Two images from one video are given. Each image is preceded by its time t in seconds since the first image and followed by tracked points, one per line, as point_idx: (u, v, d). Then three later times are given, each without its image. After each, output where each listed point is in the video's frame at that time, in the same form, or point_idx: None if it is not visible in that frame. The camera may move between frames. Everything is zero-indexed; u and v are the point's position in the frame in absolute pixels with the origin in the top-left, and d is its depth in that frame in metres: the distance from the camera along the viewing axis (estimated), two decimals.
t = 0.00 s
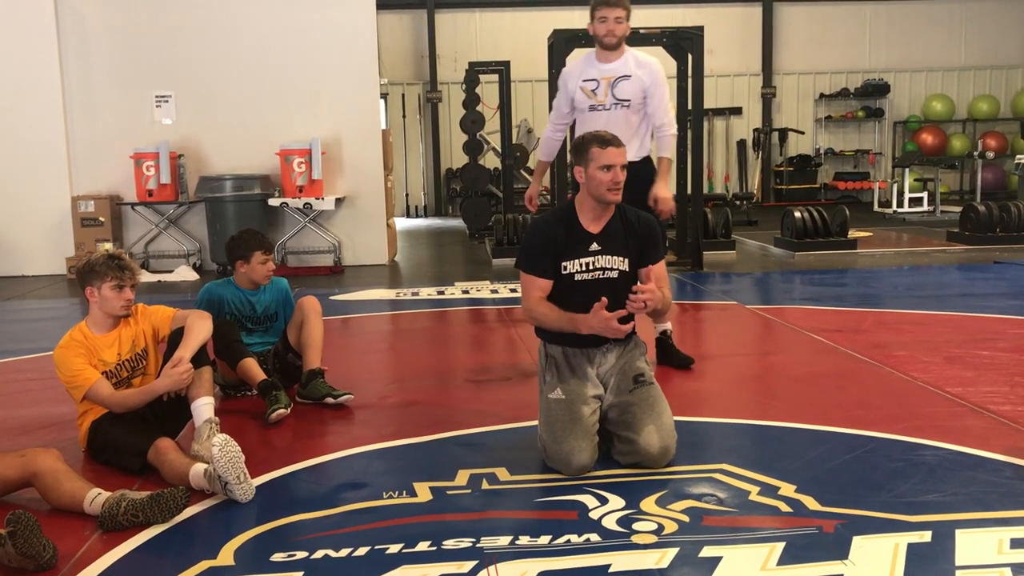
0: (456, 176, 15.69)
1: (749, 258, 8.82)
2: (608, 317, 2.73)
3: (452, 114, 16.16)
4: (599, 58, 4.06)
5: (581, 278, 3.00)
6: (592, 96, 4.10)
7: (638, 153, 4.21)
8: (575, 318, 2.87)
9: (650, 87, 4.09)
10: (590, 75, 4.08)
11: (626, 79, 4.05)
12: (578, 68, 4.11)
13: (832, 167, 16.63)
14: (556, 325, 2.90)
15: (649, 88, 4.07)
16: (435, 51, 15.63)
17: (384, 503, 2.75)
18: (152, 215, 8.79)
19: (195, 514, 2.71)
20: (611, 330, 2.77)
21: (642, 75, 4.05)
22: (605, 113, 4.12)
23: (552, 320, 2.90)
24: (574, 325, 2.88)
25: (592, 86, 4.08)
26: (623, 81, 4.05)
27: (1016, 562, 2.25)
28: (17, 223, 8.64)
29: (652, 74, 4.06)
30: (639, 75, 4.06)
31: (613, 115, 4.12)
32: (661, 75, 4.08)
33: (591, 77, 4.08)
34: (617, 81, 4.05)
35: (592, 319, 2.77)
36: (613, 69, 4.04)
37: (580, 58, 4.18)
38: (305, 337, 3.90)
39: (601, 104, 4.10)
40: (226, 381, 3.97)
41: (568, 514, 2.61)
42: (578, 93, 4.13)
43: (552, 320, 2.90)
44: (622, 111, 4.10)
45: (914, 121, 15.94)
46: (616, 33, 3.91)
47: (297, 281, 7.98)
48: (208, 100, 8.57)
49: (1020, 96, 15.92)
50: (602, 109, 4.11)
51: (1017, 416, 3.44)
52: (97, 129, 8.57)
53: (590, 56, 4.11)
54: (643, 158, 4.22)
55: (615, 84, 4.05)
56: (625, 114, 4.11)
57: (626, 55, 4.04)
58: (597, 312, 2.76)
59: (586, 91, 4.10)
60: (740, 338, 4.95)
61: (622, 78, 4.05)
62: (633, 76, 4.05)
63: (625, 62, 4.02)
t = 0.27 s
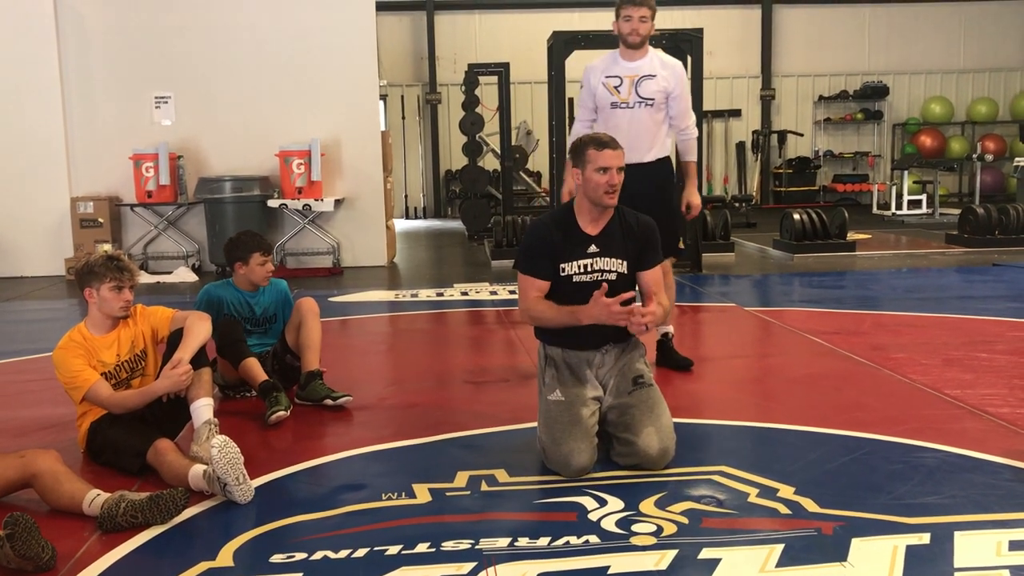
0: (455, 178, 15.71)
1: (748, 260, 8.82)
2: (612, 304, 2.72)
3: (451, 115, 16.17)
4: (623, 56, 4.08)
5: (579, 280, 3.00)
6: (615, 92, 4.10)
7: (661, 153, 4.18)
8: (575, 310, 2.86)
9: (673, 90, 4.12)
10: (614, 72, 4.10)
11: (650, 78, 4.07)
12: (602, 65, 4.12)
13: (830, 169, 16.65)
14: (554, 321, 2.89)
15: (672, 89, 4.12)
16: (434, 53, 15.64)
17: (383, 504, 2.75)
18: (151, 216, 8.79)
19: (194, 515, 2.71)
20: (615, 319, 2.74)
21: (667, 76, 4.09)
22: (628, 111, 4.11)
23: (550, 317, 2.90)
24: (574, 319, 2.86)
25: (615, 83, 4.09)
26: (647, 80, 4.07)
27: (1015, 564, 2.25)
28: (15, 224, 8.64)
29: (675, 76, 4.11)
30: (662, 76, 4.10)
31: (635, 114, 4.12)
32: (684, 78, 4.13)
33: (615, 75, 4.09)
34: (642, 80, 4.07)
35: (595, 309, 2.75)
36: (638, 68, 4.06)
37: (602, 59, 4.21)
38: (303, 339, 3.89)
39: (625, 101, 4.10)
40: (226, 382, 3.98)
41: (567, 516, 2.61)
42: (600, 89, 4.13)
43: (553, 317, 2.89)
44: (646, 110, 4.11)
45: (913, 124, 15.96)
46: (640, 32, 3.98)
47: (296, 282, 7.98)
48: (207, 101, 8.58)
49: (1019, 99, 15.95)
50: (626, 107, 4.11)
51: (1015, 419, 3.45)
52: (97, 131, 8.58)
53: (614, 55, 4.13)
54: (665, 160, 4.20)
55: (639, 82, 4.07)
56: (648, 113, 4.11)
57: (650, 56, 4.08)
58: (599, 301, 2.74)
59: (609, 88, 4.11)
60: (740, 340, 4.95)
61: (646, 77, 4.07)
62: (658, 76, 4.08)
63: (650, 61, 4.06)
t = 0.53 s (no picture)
0: (453, 181, 15.72)
1: (745, 264, 8.83)
2: (610, 320, 2.79)
3: (449, 119, 16.18)
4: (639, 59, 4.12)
5: (578, 284, 3.00)
6: (631, 95, 4.13)
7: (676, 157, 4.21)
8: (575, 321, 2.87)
9: (688, 96, 4.18)
10: (629, 75, 4.12)
11: (666, 82, 4.11)
12: (618, 68, 4.14)
13: (828, 173, 16.67)
14: (555, 326, 2.89)
15: (687, 94, 4.18)
16: (432, 56, 15.66)
17: (381, 507, 2.75)
18: (149, 219, 8.79)
19: (192, 518, 2.71)
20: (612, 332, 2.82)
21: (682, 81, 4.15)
22: (645, 114, 4.14)
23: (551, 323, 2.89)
24: (574, 329, 2.88)
25: (631, 85, 4.12)
26: (664, 83, 4.11)
27: (1012, 567, 2.25)
28: (13, 226, 8.64)
29: (690, 82, 4.18)
30: (678, 81, 4.15)
31: (651, 117, 4.14)
32: (698, 84, 4.20)
33: (631, 77, 4.12)
34: (658, 83, 4.11)
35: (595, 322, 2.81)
36: (654, 71, 4.10)
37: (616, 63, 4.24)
38: (300, 342, 3.90)
39: (642, 104, 4.12)
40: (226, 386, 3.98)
41: (565, 519, 2.61)
42: (616, 91, 4.15)
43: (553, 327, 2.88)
44: (662, 113, 4.14)
45: (911, 128, 15.99)
46: (653, 36, 4.02)
47: (293, 285, 7.99)
48: (205, 105, 8.58)
49: (1016, 104, 15.98)
50: (643, 109, 4.13)
51: (1012, 422, 3.46)
52: (95, 134, 8.58)
53: (628, 58, 4.17)
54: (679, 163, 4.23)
55: (655, 85, 4.11)
56: (665, 117, 4.15)
57: (665, 61, 4.12)
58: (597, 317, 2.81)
59: (625, 91, 4.13)
60: (737, 344, 4.96)
61: (663, 80, 4.11)
62: (674, 81, 4.13)
63: (666, 65, 4.11)
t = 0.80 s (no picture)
0: (450, 186, 15.75)
1: (741, 268, 8.85)
2: (603, 363, 2.86)
3: (446, 123, 16.20)
4: (636, 65, 4.14)
5: (575, 289, 3.00)
6: (627, 98, 4.13)
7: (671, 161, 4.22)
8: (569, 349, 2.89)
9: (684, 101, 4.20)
10: (626, 78, 4.13)
11: (662, 87, 4.13)
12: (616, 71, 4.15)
13: (824, 178, 16.72)
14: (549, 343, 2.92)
15: (683, 99, 4.19)
16: (429, 61, 15.68)
17: (378, 511, 2.75)
18: (146, 223, 8.78)
19: (189, 522, 2.71)
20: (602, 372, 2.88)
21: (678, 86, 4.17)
22: (640, 117, 4.15)
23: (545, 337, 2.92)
24: (565, 358, 2.91)
25: (629, 88, 4.12)
26: (660, 88, 4.13)
27: (1007, 571, 2.26)
28: (10, 230, 8.64)
29: (686, 87, 4.20)
30: (674, 86, 4.16)
31: (647, 120, 4.15)
32: (694, 89, 4.22)
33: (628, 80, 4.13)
34: (655, 87, 4.12)
35: (584, 355, 2.87)
36: (651, 76, 4.12)
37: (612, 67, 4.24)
38: (293, 348, 3.89)
39: (639, 107, 4.13)
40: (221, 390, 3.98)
41: (562, 522, 2.62)
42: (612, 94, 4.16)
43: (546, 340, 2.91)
44: (658, 117, 4.15)
45: (906, 133, 16.03)
46: (647, 42, 4.02)
47: (290, 289, 7.99)
48: (202, 108, 8.58)
49: (1011, 109, 16.04)
50: (639, 112, 4.14)
51: (1008, 426, 3.46)
52: (92, 139, 8.58)
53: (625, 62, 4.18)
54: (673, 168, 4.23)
55: (652, 89, 4.12)
56: (660, 121, 4.15)
57: (661, 66, 4.15)
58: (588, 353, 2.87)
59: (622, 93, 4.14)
60: (733, 348, 4.97)
61: (659, 85, 4.13)
62: (670, 86, 4.14)
63: (662, 70, 4.12)
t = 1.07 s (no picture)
0: (446, 191, 15.77)
1: (737, 273, 8.87)
2: (602, 363, 2.85)
3: (441, 129, 16.22)
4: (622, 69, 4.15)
5: (571, 293, 3.02)
6: (614, 101, 4.15)
7: (658, 164, 4.23)
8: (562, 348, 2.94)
9: (669, 104, 4.20)
10: (613, 81, 4.15)
11: (648, 90, 4.14)
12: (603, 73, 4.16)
13: (819, 183, 16.77)
14: (543, 346, 2.95)
15: (669, 101, 4.20)
16: (425, 66, 15.69)
17: (374, 516, 2.75)
18: (141, 229, 8.79)
19: (184, 527, 2.71)
20: (600, 372, 2.89)
21: (664, 89, 4.18)
22: (627, 120, 4.16)
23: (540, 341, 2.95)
24: (562, 357, 2.93)
25: (616, 91, 4.14)
26: (646, 91, 4.14)
27: (1002, 574, 2.27)
28: (5, 236, 8.64)
29: (672, 89, 4.20)
30: (660, 89, 4.17)
31: (633, 123, 4.16)
32: (679, 92, 4.23)
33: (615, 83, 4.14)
34: (641, 91, 4.13)
35: (581, 357, 2.88)
36: (637, 79, 4.13)
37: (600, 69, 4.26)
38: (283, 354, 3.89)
39: (625, 109, 4.14)
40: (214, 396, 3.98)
41: (557, 527, 2.62)
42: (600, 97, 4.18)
43: (543, 345, 2.95)
44: (644, 120, 4.16)
45: (901, 138, 16.09)
46: (627, 48, 4.02)
47: (286, 295, 7.99)
48: (198, 114, 8.58)
49: (1005, 113, 16.10)
50: (625, 114, 4.15)
51: (1003, 430, 3.47)
52: (87, 145, 8.58)
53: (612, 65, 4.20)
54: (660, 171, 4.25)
55: (638, 92, 4.13)
56: (646, 124, 4.17)
57: (647, 69, 4.16)
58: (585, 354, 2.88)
59: (609, 95, 4.15)
60: (728, 352, 4.98)
61: (645, 88, 4.14)
62: (656, 88, 4.15)
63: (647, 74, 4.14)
